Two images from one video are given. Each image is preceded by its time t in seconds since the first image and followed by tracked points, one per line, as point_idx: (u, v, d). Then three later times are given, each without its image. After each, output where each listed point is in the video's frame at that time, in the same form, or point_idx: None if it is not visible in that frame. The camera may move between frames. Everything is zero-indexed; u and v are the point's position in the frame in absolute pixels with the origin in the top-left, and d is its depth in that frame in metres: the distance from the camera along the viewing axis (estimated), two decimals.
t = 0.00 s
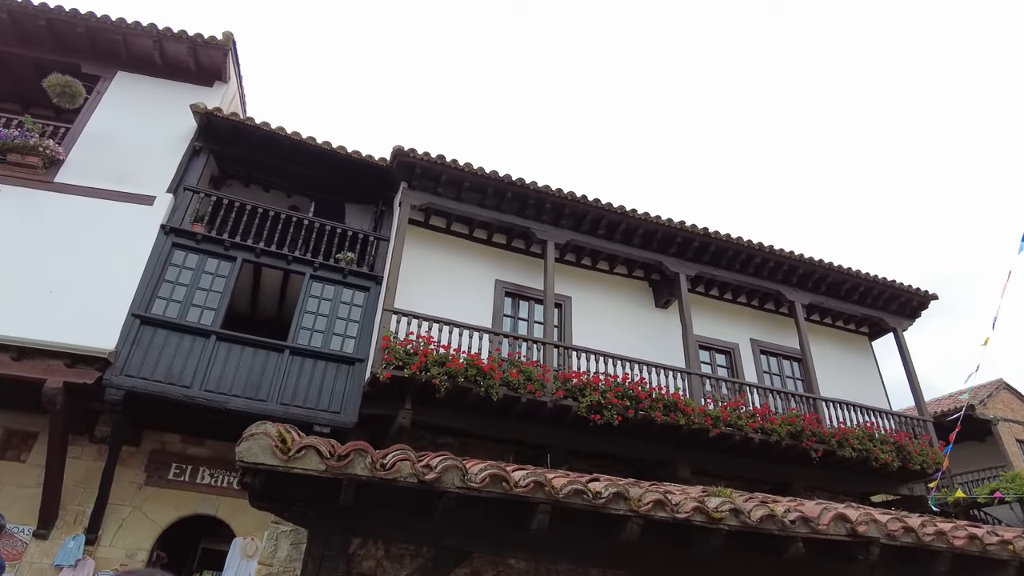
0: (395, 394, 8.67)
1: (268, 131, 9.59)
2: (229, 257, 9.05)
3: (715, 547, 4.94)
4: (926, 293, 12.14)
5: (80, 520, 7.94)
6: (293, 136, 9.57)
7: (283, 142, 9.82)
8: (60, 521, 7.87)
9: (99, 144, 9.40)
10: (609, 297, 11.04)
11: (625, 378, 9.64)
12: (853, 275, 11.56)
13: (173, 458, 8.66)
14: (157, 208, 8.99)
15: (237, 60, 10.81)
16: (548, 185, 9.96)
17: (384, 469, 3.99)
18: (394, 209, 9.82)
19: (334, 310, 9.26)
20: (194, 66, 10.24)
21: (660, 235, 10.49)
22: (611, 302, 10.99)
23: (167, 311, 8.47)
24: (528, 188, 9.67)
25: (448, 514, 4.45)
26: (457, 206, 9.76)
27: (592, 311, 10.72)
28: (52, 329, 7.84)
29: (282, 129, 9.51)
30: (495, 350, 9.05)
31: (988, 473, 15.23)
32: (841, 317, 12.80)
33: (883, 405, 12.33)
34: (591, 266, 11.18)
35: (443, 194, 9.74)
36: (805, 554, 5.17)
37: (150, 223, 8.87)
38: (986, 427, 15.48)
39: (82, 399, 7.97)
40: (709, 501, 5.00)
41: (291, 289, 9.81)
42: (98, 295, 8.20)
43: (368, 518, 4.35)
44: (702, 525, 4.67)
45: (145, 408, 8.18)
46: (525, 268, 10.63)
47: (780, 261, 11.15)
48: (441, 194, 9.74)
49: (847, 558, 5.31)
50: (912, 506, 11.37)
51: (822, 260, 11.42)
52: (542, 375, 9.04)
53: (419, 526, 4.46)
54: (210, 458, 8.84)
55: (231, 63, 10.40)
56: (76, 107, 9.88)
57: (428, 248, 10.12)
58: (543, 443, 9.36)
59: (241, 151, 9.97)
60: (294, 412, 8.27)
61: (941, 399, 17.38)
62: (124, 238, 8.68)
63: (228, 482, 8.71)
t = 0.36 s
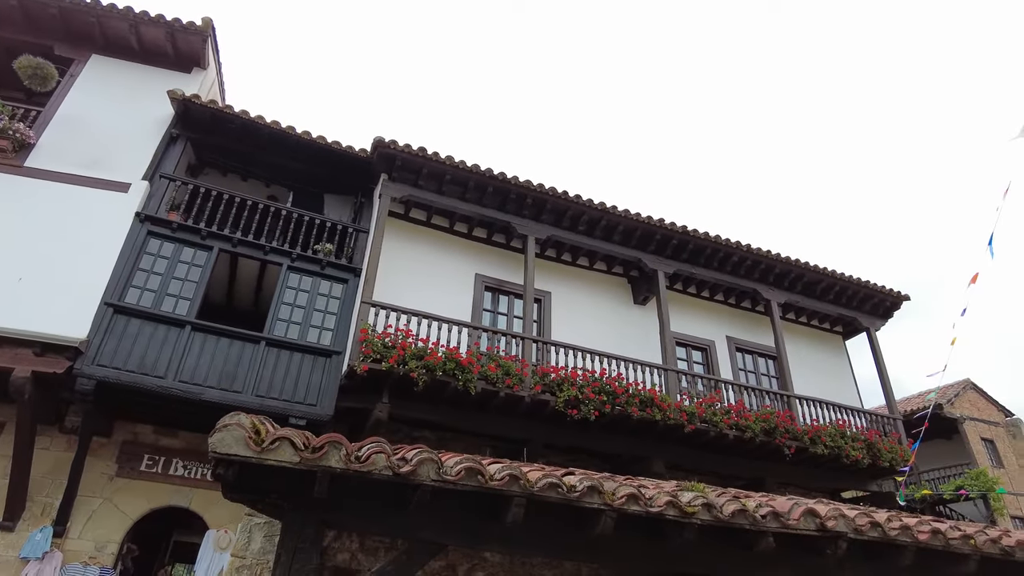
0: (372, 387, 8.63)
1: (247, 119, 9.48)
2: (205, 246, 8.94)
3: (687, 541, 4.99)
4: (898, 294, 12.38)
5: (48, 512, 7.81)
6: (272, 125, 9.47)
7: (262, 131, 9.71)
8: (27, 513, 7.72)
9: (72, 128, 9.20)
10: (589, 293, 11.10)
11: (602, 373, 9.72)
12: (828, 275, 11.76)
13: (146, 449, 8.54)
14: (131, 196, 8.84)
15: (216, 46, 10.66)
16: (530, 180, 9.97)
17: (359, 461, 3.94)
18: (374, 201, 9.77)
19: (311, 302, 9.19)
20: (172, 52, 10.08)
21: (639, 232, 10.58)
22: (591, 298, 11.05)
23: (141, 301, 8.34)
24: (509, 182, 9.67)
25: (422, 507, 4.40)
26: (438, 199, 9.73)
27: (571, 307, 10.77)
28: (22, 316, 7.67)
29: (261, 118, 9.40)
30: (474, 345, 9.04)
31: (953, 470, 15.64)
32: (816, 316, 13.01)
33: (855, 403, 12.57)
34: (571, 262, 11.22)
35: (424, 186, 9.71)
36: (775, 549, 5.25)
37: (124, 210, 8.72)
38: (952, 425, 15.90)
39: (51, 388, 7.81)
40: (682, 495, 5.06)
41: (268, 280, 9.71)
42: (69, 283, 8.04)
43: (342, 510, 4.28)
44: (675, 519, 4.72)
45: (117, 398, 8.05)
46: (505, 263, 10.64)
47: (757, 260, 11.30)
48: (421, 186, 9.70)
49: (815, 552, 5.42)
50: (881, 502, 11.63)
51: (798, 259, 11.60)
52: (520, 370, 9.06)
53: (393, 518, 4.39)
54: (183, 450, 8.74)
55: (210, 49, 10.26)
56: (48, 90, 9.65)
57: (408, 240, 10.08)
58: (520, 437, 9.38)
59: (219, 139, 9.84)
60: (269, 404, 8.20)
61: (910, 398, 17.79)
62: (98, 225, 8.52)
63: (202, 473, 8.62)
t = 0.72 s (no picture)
0: (349, 380, 8.58)
1: (226, 107, 9.33)
2: (181, 236, 8.80)
3: (660, 535, 5.05)
4: (872, 294, 12.61)
5: (14, 504, 7.61)
6: (251, 114, 9.34)
7: (240, 120, 9.57)
8: None
9: (45, 112, 8.99)
10: (568, 288, 11.14)
11: (580, 368, 9.77)
12: (804, 274, 11.94)
13: (118, 440, 8.40)
14: (105, 182, 8.67)
15: (194, 31, 10.49)
16: (511, 175, 9.97)
17: (334, 454, 3.92)
18: (354, 193, 9.69)
19: (289, 294, 9.11)
20: (149, 36, 9.89)
21: (620, 229, 10.63)
22: (571, 293, 11.10)
23: (115, 289, 8.20)
24: (491, 176, 9.66)
25: (398, 501, 4.38)
26: (419, 191, 9.69)
27: (551, 302, 10.81)
28: None
29: (240, 105, 9.27)
30: (453, 338, 9.03)
31: (921, 466, 16.02)
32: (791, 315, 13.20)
33: (828, 401, 12.79)
34: (552, 257, 11.25)
35: (405, 178, 9.65)
36: (746, 544, 5.33)
37: (98, 197, 8.55)
38: (921, 423, 16.27)
39: (20, 377, 7.65)
40: (656, 490, 5.11)
41: (245, 270, 9.60)
42: (39, 270, 7.87)
43: (317, 504, 4.23)
44: (649, 514, 4.76)
45: (88, 388, 7.91)
46: (486, 257, 10.64)
47: (735, 259, 11.43)
48: (402, 178, 9.65)
49: (785, 546, 5.51)
50: (851, 497, 11.87)
51: (776, 258, 11.75)
52: (499, 364, 9.07)
53: (368, 512, 4.36)
54: (157, 441, 8.61)
55: (188, 35, 10.09)
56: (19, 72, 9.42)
57: (388, 233, 10.03)
58: (498, 431, 9.40)
59: (197, 126, 9.68)
60: (245, 396, 8.13)
61: (882, 396, 18.14)
62: (70, 212, 8.35)
63: (176, 465, 8.53)
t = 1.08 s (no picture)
0: (326, 373, 8.53)
1: (204, 95, 9.20)
2: (157, 225, 8.67)
3: (634, 530, 5.10)
4: (847, 294, 12.83)
5: None
6: (230, 102, 9.22)
7: (219, 108, 9.44)
8: None
9: (16, 95, 8.78)
10: (548, 284, 11.18)
11: (559, 364, 9.82)
12: (781, 274, 12.11)
13: (89, 431, 8.29)
14: (79, 169, 8.49)
15: (173, 17, 10.33)
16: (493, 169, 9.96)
17: (308, 447, 3.90)
18: (334, 184, 9.62)
19: (266, 285, 9.03)
20: (125, 20, 9.71)
21: (600, 225, 10.69)
22: (550, 289, 11.14)
23: (87, 278, 8.05)
24: (472, 171, 9.65)
25: (372, 495, 4.37)
26: (399, 184, 9.65)
27: (531, 297, 10.85)
28: None
29: (218, 93, 9.14)
30: (432, 333, 9.01)
31: (889, 463, 16.39)
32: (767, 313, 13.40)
33: (801, 398, 13.01)
34: (532, 253, 11.28)
35: (385, 171, 9.60)
36: (717, 538, 5.41)
37: (71, 184, 8.37)
38: (891, 421, 16.64)
39: None
40: (631, 485, 5.15)
41: (222, 261, 9.49)
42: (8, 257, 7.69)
43: (291, 496, 4.18)
44: (622, 508, 4.80)
45: (59, 379, 7.76)
46: (466, 252, 10.64)
47: (712, 257, 11.56)
48: (382, 170, 9.59)
49: (754, 541, 5.61)
50: (821, 493, 12.11)
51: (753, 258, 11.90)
52: (477, 359, 9.07)
53: (342, 505, 4.31)
54: (130, 433, 8.51)
55: (165, 20, 9.93)
56: None
57: (368, 225, 9.97)
58: (475, 425, 9.42)
59: (174, 114, 9.53)
60: (219, 388, 8.04)
61: (854, 394, 18.52)
62: (42, 199, 8.17)
63: (148, 457, 8.44)
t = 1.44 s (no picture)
0: (299, 365, 8.45)
1: (178, 81, 9.02)
2: (127, 212, 8.51)
3: (604, 524, 5.15)
4: (818, 294, 13.09)
5: None
6: (204, 88, 9.06)
7: (193, 94, 9.27)
8: None
9: None
10: (525, 279, 11.21)
11: (534, 359, 9.86)
12: (754, 273, 12.30)
13: (54, 422, 8.13)
14: (46, 153, 8.28)
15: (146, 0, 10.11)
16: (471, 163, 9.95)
17: (279, 439, 3.87)
18: (310, 174, 9.52)
19: (239, 275, 8.91)
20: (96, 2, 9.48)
21: (577, 222, 10.74)
22: (527, 283, 11.18)
23: (54, 265, 7.87)
24: (451, 164, 9.63)
25: (343, 487, 4.35)
26: (377, 175, 9.58)
27: (508, 292, 10.86)
28: None
29: (193, 79, 8.98)
30: (407, 326, 8.98)
31: (856, 459, 16.78)
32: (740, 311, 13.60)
33: (771, 395, 13.25)
34: (509, 247, 11.30)
35: (362, 162, 9.52)
36: (685, 531, 5.49)
37: (38, 168, 8.15)
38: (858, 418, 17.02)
39: None
40: (602, 479, 5.20)
41: (194, 250, 9.34)
42: None
43: (260, 488, 4.15)
44: (593, 502, 4.84)
45: (23, 367, 7.58)
46: (442, 245, 10.61)
47: (688, 255, 11.70)
48: (360, 161, 9.51)
49: (721, 534, 5.71)
50: (789, 488, 12.35)
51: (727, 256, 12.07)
52: (453, 353, 9.06)
53: (312, 497, 4.29)
54: (97, 424, 8.36)
55: (138, 3, 9.71)
56: None
57: (344, 217, 9.88)
58: (449, 419, 9.41)
59: (146, 99, 9.33)
60: (190, 379, 7.93)
61: (823, 392, 18.90)
62: (7, 183, 7.95)
63: (116, 448, 8.32)
